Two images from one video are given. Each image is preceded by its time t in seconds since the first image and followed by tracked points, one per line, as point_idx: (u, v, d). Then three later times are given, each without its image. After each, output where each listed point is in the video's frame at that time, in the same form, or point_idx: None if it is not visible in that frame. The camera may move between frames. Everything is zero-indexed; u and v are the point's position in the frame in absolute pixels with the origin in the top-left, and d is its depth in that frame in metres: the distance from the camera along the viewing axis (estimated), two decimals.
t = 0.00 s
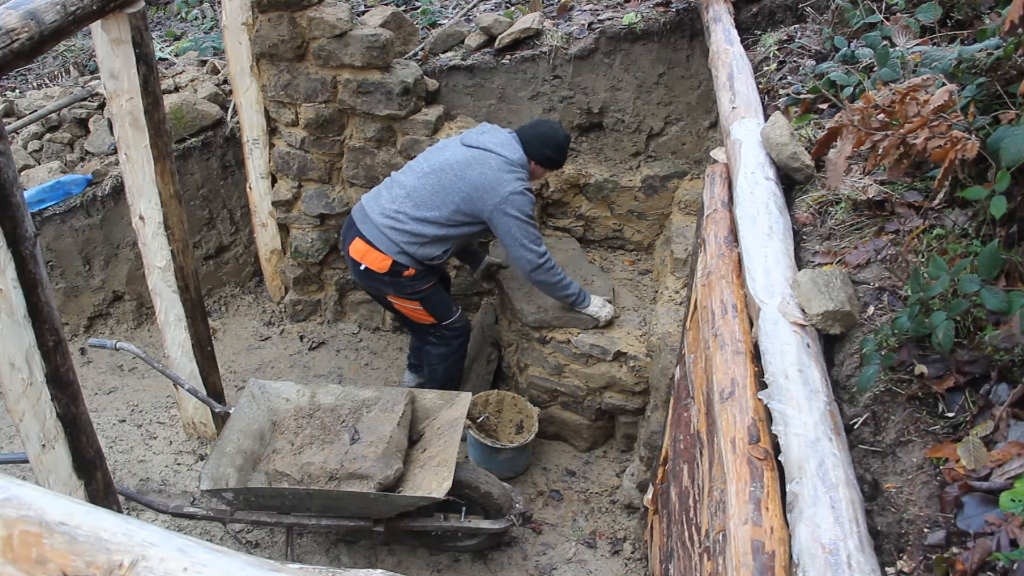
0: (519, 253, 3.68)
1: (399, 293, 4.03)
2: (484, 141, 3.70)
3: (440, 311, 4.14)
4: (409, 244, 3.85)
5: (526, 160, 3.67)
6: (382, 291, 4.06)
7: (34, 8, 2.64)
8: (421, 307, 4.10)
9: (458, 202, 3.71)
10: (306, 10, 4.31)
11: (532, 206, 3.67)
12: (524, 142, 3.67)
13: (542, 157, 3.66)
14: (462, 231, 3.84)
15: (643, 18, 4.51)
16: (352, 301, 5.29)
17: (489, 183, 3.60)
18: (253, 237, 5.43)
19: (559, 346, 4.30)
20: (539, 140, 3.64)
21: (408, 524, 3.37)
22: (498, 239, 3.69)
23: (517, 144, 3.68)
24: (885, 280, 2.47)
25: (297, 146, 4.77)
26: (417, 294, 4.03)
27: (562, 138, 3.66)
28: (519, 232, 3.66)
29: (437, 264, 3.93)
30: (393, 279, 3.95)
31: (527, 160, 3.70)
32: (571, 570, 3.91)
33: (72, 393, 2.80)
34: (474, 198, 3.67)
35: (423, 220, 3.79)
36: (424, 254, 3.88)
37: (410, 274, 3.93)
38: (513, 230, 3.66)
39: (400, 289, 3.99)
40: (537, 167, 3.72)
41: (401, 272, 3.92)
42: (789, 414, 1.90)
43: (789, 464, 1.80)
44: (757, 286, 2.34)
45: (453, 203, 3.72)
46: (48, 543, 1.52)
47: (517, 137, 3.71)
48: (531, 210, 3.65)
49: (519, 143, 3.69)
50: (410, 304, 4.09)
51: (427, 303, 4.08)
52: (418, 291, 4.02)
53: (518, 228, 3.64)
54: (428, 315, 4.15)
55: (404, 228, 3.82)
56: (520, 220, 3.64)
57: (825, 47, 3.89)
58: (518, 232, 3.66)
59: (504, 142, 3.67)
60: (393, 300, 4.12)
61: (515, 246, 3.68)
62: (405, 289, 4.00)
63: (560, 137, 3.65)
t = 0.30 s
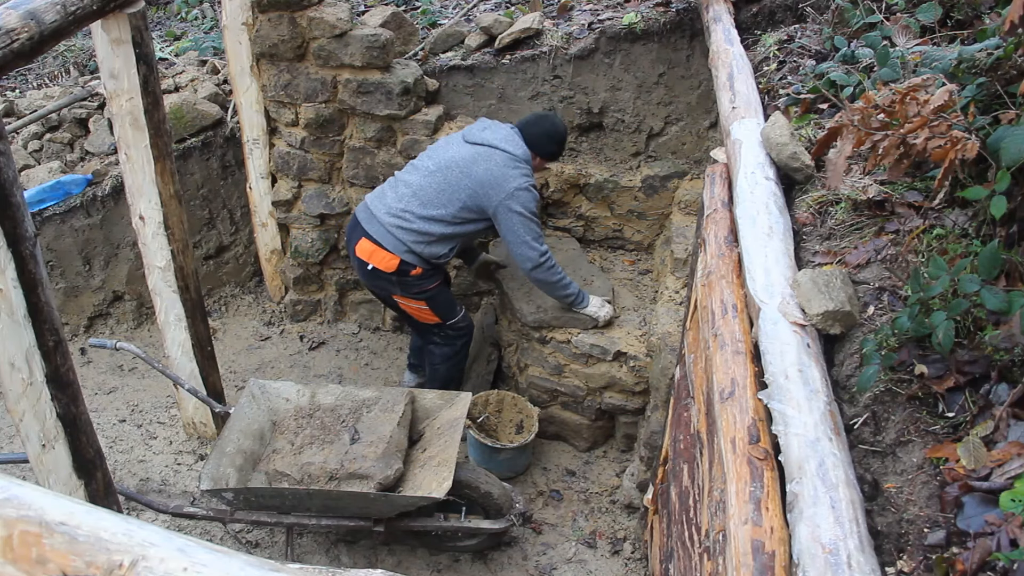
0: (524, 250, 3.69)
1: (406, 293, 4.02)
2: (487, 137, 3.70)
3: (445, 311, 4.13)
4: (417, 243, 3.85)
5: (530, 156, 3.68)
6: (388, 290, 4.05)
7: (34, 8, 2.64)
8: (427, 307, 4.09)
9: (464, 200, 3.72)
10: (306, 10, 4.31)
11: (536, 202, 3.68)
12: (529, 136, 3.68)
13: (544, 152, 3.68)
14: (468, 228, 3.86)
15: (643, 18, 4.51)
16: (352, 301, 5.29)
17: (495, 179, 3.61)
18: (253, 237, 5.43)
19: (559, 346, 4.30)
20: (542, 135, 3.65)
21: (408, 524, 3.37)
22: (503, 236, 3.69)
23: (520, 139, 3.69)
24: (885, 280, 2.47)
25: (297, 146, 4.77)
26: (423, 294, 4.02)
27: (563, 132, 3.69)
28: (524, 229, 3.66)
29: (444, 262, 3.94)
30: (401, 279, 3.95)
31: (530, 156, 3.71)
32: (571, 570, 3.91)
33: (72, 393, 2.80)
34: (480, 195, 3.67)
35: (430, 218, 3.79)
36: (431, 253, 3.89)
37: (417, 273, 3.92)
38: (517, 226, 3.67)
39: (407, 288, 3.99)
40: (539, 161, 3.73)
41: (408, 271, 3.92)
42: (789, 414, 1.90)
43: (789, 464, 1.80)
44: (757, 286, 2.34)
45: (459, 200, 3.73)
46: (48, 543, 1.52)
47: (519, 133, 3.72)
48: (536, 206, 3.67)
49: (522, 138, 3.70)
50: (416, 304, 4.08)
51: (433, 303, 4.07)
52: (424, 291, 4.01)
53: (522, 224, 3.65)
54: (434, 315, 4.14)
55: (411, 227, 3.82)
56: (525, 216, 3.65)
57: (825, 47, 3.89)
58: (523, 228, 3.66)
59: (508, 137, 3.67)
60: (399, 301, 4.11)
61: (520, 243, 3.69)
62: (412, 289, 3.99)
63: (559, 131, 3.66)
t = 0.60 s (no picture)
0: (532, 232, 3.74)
1: (427, 301, 4.00)
2: (475, 131, 3.78)
3: (462, 315, 4.15)
4: (436, 248, 3.84)
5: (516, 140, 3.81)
6: (408, 301, 4.01)
7: (34, 8, 2.64)
8: (446, 313, 4.08)
9: (472, 193, 3.75)
10: (305, 10, 4.31)
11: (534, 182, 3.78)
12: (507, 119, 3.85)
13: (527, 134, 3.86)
14: (478, 223, 3.89)
15: (643, 18, 4.51)
16: (352, 301, 5.29)
17: (498, 166, 3.68)
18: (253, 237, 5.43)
19: (559, 346, 4.30)
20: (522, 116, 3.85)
21: (407, 524, 3.37)
22: (510, 221, 3.76)
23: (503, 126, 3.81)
24: (885, 280, 2.47)
25: (297, 146, 4.77)
26: (444, 299, 4.02)
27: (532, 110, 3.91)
28: (531, 210, 3.75)
29: (460, 261, 3.95)
30: (423, 287, 3.92)
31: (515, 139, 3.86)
32: (570, 570, 3.91)
33: (72, 393, 2.80)
34: (486, 187, 3.72)
35: (445, 219, 3.79)
36: (449, 254, 3.89)
37: (439, 279, 3.93)
38: (525, 208, 3.74)
39: (428, 296, 3.96)
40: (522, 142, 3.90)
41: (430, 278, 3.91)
42: (789, 414, 1.90)
43: (789, 464, 1.81)
44: (757, 286, 2.34)
45: (468, 194, 3.76)
46: (48, 543, 1.52)
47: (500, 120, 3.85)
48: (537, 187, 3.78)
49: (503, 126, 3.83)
50: (436, 312, 4.06)
51: (452, 308, 4.08)
52: (445, 296, 4.01)
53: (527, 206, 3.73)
54: (451, 321, 4.14)
55: (428, 232, 3.80)
56: (528, 198, 3.73)
57: (825, 47, 3.89)
58: (529, 211, 3.75)
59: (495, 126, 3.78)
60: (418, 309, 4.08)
61: (529, 227, 3.75)
62: (433, 297, 3.98)
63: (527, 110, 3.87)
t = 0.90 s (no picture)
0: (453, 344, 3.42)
1: (366, 294, 3.93)
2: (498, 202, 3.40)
3: (405, 326, 4.00)
4: (384, 261, 3.72)
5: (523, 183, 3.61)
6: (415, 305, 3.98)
7: (35, 9, 2.64)
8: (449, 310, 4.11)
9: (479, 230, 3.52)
10: (306, 10, 4.31)
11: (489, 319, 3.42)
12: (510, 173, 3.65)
13: (556, 245, 3.38)
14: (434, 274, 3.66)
15: (643, 18, 4.51)
16: (353, 301, 5.29)
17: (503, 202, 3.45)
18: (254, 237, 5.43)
19: (560, 346, 4.30)
20: (559, 229, 3.35)
21: (409, 525, 3.37)
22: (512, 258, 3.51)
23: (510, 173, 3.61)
24: (885, 280, 2.48)
25: (298, 146, 4.77)
26: (376, 299, 3.92)
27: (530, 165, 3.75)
28: (467, 313, 3.34)
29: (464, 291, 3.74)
30: (363, 277, 3.87)
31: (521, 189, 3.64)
32: (571, 570, 3.91)
33: (73, 393, 2.80)
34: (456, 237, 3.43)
35: (403, 245, 3.63)
36: (387, 271, 3.75)
37: (378, 278, 3.82)
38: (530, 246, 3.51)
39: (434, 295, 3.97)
40: (547, 255, 3.46)
41: (370, 273, 3.83)
42: (790, 414, 1.90)
43: (790, 464, 1.80)
44: (757, 285, 2.34)
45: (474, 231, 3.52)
46: (48, 543, 1.53)
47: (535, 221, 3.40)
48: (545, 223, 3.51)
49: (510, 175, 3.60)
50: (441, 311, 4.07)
51: (392, 313, 3.95)
52: (373, 296, 3.91)
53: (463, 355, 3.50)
54: (394, 327, 4.02)
55: (384, 243, 3.68)
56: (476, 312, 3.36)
57: (825, 47, 3.88)
58: (462, 313, 3.35)
59: (532, 212, 3.41)
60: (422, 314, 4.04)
61: (454, 325, 3.37)
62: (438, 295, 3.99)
63: (583, 233, 3.37)
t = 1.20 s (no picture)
0: (433, 303, 3.37)
1: (368, 297, 3.92)
2: (490, 169, 3.34)
3: (405, 332, 3.98)
4: (381, 256, 3.71)
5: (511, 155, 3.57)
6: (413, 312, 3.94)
7: (35, 8, 2.64)
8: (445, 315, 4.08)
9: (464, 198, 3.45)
10: (306, 10, 4.31)
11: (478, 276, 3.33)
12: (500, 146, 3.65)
13: (552, 200, 3.27)
14: (431, 257, 3.60)
15: (643, 18, 4.52)
16: (353, 301, 5.30)
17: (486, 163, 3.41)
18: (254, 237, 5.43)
19: (560, 346, 4.30)
20: (552, 181, 3.25)
21: (410, 526, 3.37)
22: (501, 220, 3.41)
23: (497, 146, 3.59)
24: (885, 280, 2.48)
25: (298, 146, 4.77)
26: (378, 304, 3.90)
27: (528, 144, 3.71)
28: (452, 275, 3.29)
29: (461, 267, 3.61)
30: (365, 279, 3.85)
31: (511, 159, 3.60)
32: (571, 570, 3.92)
33: (73, 393, 2.80)
34: (445, 209, 3.39)
35: (397, 232, 3.61)
36: (388, 267, 3.72)
37: (380, 280, 3.80)
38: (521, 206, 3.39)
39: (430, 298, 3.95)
40: (548, 213, 3.34)
41: (372, 275, 3.81)
42: (790, 414, 1.90)
43: (790, 464, 1.81)
44: (757, 285, 2.34)
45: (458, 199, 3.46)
46: (48, 543, 1.52)
47: (527, 179, 3.31)
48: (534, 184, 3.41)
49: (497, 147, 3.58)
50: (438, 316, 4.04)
51: (395, 319, 3.94)
52: (376, 301, 3.89)
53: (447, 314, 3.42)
54: (395, 332, 4.01)
55: (379, 233, 3.67)
56: (459, 269, 3.29)
57: (825, 47, 3.89)
58: (449, 275, 3.30)
59: (521, 173, 3.32)
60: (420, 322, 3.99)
61: (440, 286, 3.33)
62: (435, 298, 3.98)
63: (578, 183, 3.24)
